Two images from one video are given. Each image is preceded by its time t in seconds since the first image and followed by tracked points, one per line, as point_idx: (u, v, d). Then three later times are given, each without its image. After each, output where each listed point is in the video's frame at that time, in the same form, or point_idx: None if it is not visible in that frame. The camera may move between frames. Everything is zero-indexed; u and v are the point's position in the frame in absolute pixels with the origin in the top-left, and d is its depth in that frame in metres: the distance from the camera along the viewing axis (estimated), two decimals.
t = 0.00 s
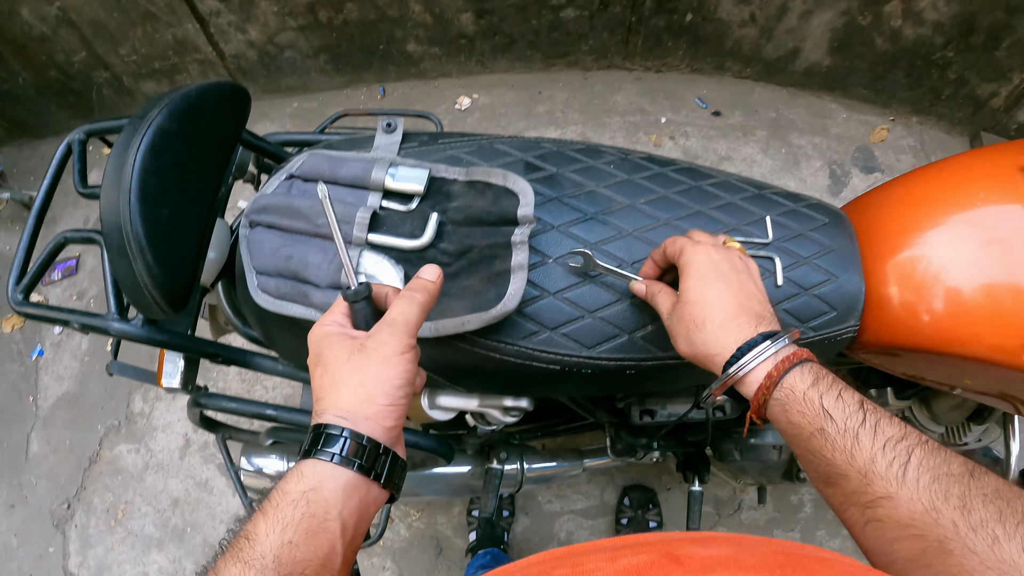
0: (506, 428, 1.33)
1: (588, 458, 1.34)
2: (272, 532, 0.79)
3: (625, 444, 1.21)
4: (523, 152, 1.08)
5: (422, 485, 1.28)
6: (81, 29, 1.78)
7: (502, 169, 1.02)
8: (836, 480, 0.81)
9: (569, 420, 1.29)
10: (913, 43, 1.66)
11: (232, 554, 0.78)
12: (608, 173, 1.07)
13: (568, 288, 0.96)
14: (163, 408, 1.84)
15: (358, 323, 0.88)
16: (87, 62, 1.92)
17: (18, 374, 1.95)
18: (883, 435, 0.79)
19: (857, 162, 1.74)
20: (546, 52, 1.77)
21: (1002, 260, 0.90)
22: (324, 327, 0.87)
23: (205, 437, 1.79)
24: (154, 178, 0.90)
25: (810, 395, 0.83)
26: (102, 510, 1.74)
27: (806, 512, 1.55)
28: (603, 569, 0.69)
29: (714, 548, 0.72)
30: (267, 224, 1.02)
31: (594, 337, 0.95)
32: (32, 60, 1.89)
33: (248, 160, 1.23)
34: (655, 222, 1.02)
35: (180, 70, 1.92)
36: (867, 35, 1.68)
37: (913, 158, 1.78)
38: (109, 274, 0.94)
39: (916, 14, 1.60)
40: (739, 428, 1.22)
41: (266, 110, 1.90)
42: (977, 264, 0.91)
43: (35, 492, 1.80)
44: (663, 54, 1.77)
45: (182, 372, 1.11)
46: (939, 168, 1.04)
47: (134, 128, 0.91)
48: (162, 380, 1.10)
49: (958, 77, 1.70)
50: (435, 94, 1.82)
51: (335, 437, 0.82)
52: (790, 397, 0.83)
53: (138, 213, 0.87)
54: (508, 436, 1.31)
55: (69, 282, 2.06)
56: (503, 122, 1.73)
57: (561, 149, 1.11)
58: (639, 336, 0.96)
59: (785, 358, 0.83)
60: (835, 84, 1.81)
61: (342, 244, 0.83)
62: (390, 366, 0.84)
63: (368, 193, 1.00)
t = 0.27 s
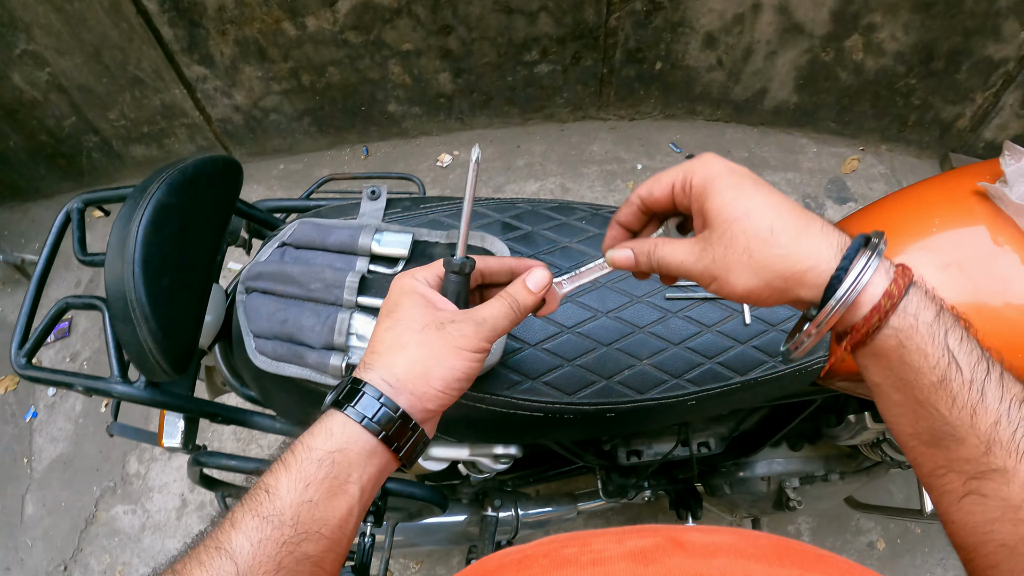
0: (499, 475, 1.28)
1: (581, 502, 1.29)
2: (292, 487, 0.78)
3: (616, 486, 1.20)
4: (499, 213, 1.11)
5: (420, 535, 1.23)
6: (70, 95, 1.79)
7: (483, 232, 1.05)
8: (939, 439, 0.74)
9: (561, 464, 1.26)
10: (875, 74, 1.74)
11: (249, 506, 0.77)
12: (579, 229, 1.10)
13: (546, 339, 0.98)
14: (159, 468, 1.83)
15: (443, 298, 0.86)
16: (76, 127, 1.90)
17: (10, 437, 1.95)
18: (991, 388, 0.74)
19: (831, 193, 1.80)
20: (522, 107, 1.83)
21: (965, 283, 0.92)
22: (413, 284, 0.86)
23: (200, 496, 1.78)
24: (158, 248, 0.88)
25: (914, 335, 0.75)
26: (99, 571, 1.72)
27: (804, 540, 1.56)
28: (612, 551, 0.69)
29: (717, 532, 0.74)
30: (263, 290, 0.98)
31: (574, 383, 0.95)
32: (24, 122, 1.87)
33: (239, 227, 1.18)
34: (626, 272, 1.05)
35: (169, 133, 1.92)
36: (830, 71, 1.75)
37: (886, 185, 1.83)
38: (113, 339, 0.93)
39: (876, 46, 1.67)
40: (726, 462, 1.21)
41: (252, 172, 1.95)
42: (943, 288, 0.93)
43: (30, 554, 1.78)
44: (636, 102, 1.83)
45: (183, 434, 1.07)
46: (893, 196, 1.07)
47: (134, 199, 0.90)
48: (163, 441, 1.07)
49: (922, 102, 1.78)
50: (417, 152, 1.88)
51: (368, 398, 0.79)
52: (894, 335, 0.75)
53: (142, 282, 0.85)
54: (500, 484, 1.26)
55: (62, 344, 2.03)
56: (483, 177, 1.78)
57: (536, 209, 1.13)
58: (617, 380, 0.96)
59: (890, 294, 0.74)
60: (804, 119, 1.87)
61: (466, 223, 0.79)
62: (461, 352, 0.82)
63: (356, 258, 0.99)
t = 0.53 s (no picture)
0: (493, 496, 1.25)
1: (579, 521, 1.28)
2: (272, 446, 0.71)
3: (612, 504, 1.19)
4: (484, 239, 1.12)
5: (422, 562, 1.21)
6: (56, 130, 1.78)
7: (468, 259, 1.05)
8: (951, 454, 0.72)
9: (555, 485, 1.23)
10: (853, 80, 1.76)
11: (230, 468, 0.72)
12: (561, 251, 1.11)
13: (533, 361, 0.97)
14: (154, 503, 1.80)
15: (420, 225, 0.83)
16: (62, 163, 1.89)
17: (3, 475, 1.88)
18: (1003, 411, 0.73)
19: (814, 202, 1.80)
20: (504, 130, 1.85)
21: (946, 284, 0.93)
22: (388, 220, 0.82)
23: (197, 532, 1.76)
24: (145, 285, 0.85)
25: (931, 348, 0.76)
26: None
27: (805, 548, 1.54)
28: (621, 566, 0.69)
29: (726, 551, 0.73)
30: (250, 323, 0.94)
31: (561, 405, 0.94)
32: (9, 161, 1.85)
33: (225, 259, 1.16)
34: (610, 291, 1.05)
35: (155, 166, 1.91)
36: (807, 80, 1.77)
37: (869, 190, 1.86)
38: (104, 375, 0.91)
39: (852, 53, 1.69)
40: (721, 475, 1.19)
41: (238, 203, 1.96)
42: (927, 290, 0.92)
43: None
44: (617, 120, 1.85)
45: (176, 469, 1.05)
46: (872, 204, 1.08)
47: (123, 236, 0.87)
48: (156, 475, 1.05)
49: (900, 105, 1.81)
50: (402, 179, 1.89)
51: (357, 338, 0.74)
52: (915, 343, 0.76)
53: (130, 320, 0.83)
54: (496, 506, 1.24)
55: (53, 380, 2.01)
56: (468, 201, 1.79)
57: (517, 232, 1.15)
58: (605, 400, 0.95)
59: (926, 298, 0.76)
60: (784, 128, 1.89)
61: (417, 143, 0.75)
62: (445, 263, 0.76)
63: (341, 288, 0.96)
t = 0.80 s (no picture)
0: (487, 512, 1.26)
1: (575, 534, 1.27)
2: (241, 406, 0.74)
3: (607, 515, 1.19)
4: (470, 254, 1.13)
5: None
6: (44, 151, 1.77)
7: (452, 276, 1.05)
8: None
9: (549, 498, 1.23)
10: (839, 81, 1.76)
11: (202, 428, 0.75)
12: (545, 265, 1.11)
13: (519, 378, 0.97)
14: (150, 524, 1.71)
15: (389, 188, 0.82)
16: (51, 185, 1.87)
17: None
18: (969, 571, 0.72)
19: (804, 204, 1.80)
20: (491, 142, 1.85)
21: (936, 286, 0.94)
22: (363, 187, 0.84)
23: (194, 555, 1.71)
24: (127, 310, 0.85)
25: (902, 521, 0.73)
26: None
27: (805, 552, 1.53)
28: None
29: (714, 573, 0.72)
30: (235, 346, 0.93)
31: (549, 422, 0.94)
32: None
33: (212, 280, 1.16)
34: (596, 304, 1.05)
35: (143, 186, 1.90)
36: (793, 82, 1.77)
37: (857, 191, 1.85)
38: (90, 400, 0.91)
39: (836, 54, 1.70)
40: (715, 484, 1.18)
41: (227, 222, 1.95)
42: (914, 293, 0.94)
43: None
44: (604, 129, 1.85)
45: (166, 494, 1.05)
46: (861, 207, 1.09)
47: (103, 261, 0.86)
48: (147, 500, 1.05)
49: (887, 105, 1.81)
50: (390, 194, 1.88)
51: (328, 299, 0.74)
52: (890, 517, 0.73)
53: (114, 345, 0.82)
54: (490, 522, 1.24)
55: (47, 403, 1.96)
56: (456, 214, 1.78)
57: (501, 248, 1.16)
58: (593, 415, 0.96)
59: (897, 481, 0.73)
60: (771, 132, 1.89)
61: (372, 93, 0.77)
62: (404, 216, 0.76)
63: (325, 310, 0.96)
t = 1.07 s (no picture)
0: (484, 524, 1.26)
1: (573, 542, 1.26)
2: (262, 504, 0.76)
3: (605, 524, 1.18)
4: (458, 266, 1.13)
5: None
6: (37, 166, 1.76)
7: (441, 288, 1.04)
8: None
9: (547, 507, 1.24)
10: (830, 83, 1.77)
11: (226, 523, 0.78)
12: (536, 277, 1.10)
13: (512, 391, 0.97)
14: (148, 537, 1.69)
15: (403, 303, 0.80)
16: (44, 199, 1.87)
17: None
18: None
19: (797, 207, 1.80)
20: (484, 149, 1.84)
21: (928, 290, 0.94)
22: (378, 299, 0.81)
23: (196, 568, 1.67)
24: (121, 329, 0.85)
25: None
26: None
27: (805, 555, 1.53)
28: None
29: None
30: (226, 362, 0.93)
31: (543, 434, 0.95)
32: None
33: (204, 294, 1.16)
34: (588, 315, 1.05)
35: (136, 199, 1.90)
36: (784, 85, 1.77)
37: (851, 192, 1.85)
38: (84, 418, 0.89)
39: (827, 56, 1.71)
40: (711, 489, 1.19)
41: (221, 233, 1.95)
42: (907, 297, 0.94)
43: None
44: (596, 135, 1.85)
45: (162, 510, 1.03)
46: (853, 211, 1.09)
47: (94, 280, 0.86)
48: (142, 515, 1.03)
49: (879, 105, 1.81)
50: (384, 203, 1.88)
51: (342, 413, 0.75)
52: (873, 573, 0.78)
53: (106, 365, 0.82)
54: (488, 532, 1.24)
55: (43, 418, 1.95)
56: (450, 223, 1.77)
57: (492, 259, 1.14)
58: (587, 426, 0.96)
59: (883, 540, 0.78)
60: (764, 135, 1.89)
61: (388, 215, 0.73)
62: (416, 340, 0.75)
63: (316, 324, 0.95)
